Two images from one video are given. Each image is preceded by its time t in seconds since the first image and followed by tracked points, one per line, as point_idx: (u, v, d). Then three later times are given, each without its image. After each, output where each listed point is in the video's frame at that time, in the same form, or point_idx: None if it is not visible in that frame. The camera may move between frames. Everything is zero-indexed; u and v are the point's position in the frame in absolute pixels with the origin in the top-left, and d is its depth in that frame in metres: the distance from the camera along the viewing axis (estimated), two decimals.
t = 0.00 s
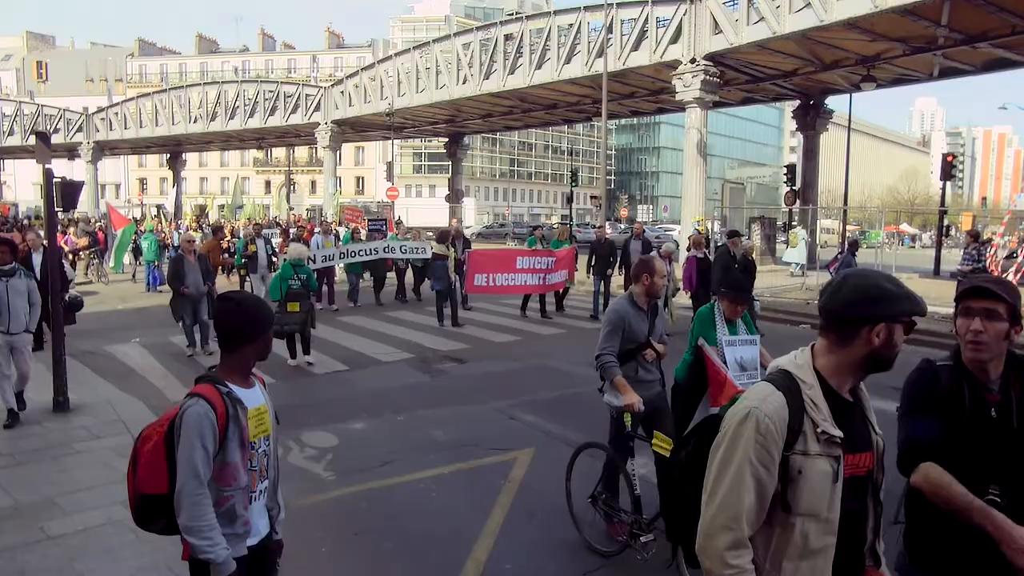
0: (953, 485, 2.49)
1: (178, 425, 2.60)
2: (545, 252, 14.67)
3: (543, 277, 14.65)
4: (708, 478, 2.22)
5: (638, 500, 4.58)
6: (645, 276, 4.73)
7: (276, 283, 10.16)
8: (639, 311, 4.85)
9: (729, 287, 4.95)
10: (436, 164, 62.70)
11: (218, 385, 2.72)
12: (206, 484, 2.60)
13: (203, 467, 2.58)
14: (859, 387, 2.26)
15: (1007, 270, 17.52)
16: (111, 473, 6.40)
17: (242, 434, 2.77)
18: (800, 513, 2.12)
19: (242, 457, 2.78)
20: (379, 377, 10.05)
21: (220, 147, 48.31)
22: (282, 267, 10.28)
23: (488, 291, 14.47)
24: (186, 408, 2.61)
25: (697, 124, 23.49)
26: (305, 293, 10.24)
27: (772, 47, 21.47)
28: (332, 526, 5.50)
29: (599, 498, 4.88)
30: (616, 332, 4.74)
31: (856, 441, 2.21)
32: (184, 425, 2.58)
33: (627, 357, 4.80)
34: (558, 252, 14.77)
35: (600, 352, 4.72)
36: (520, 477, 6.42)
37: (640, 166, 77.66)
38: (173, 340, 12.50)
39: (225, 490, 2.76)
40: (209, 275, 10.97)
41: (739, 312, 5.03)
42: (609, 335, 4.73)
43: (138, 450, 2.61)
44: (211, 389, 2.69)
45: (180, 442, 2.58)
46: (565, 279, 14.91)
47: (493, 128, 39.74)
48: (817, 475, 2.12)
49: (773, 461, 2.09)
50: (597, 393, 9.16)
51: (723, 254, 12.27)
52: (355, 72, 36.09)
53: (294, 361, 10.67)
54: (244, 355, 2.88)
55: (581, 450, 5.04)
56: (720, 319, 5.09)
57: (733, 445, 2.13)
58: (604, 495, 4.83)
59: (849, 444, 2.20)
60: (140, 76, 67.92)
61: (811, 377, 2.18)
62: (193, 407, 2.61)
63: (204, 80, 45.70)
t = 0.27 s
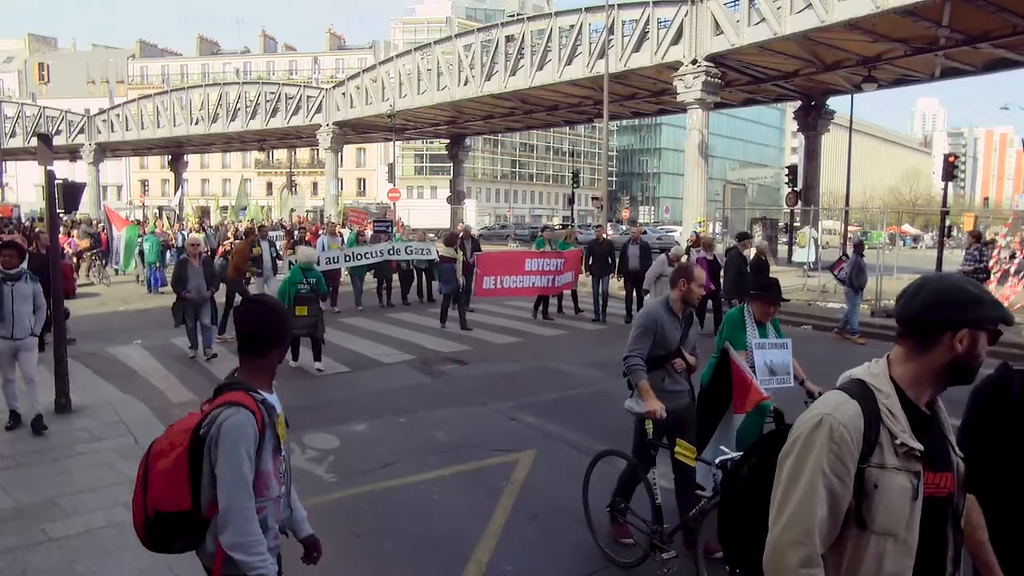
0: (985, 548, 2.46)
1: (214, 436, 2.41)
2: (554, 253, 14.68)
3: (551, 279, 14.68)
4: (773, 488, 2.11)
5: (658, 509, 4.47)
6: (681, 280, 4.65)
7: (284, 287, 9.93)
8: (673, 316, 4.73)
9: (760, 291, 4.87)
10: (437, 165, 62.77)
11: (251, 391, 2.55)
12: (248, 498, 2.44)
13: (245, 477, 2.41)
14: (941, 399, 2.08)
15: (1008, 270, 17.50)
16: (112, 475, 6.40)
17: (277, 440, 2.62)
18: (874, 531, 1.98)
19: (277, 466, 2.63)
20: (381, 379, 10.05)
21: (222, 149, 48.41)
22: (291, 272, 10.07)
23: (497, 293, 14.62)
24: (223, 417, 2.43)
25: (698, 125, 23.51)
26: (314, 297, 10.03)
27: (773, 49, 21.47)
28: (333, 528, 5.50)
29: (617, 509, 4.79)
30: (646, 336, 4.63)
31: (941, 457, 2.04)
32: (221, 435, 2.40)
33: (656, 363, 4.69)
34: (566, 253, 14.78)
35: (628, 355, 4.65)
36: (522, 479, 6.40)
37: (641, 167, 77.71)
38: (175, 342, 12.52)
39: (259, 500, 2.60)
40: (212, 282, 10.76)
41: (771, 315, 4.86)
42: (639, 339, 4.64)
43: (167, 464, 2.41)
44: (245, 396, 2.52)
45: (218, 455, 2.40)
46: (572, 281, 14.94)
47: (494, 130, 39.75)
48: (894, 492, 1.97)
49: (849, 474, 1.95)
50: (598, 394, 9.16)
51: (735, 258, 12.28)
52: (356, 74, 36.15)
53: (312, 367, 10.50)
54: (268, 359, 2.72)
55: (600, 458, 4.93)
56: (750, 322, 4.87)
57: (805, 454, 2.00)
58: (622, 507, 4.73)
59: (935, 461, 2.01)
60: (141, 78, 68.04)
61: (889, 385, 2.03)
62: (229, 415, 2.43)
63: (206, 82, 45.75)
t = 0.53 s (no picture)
0: None
1: (242, 457, 2.19)
2: (558, 256, 14.69)
3: (556, 281, 14.62)
4: (865, 495, 2.07)
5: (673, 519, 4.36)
6: (715, 277, 4.39)
7: (295, 289, 9.84)
8: (705, 316, 4.46)
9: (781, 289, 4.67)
10: (437, 166, 62.77)
11: (274, 404, 2.33)
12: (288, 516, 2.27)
13: (279, 495, 2.24)
14: None
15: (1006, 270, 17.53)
16: (113, 476, 6.40)
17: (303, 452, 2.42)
18: (979, 541, 1.92)
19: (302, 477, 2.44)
20: (381, 380, 10.06)
21: (222, 150, 48.43)
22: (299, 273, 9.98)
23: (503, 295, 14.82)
24: (251, 435, 2.21)
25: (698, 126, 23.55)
26: (324, 300, 9.85)
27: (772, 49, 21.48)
28: (334, 528, 5.51)
29: (629, 513, 4.66)
30: (675, 335, 4.38)
31: None
32: (251, 455, 2.19)
33: (684, 363, 4.43)
34: (571, 256, 14.74)
35: (655, 353, 4.39)
36: (521, 479, 6.42)
37: (641, 167, 77.74)
38: (175, 343, 12.53)
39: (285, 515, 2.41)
40: (217, 283, 10.75)
41: (793, 315, 4.71)
42: (666, 338, 4.38)
43: (191, 487, 2.18)
44: (269, 409, 2.30)
45: (249, 476, 2.19)
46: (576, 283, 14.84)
47: (494, 130, 39.75)
48: (999, 497, 1.90)
49: (953, 478, 1.89)
50: (597, 394, 9.18)
51: (744, 259, 11.85)
52: (356, 75, 36.17)
53: (312, 368, 10.51)
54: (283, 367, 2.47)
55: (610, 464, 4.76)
56: (773, 324, 4.74)
57: (905, 461, 1.93)
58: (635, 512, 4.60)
59: None
60: (141, 79, 68.00)
61: (985, 386, 1.94)
62: (259, 431, 2.21)
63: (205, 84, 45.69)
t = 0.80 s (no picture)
0: None
1: (263, 472, 2.00)
2: (564, 258, 14.74)
3: (561, 283, 14.69)
4: (940, 514, 2.27)
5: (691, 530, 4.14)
6: (738, 283, 4.16)
7: (298, 289, 9.77)
8: (728, 323, 4.24)
9: (802, 293, 4.39)
10: (437, 168, 62.79)
11: (289, 413, 2.15)
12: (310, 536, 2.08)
13: (304, 511, 2.07)
14: None
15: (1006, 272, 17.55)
16: (114, 477, 6.39)
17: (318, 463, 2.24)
18: None
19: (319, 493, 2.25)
20: (381, 381, 10.05)
21: (222, 151, 48.43)
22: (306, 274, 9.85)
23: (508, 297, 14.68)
24: (271, 449, 2.01)
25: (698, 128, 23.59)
26: (328, 302, 9.75)
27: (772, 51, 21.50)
28: (334, 529, 5.50)
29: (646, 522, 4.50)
30: (696, 341, 4.15)
31: None
32: (274, 469, 2.00)
33: (705, 371, 4.18)
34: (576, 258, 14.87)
35: (672, 360, 4.18)
36: (521, 481, 6.41)
37: (641, 169, 77.80)
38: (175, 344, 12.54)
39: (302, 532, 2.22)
40: (222, 285, 10.59)
41: (816, 321, 4.42)
42: (686, 344, 4.16)
43: (209, 506, 1.97)
44: (287, 419, 2.11)
45: (273, 491, 2.00)
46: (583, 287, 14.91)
47: (494, 132, 39.77)
48: None
49: None
50: (597, 396, 9.17)
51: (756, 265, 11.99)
52: (356, 77, 36.18)
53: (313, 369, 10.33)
54: (288, 376, 2.30)
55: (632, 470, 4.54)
56: (794, 332, 4.45)
57: (989, 477, 2.13)
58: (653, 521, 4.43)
59: None
60: (140, 80, 67.99)
61: None
62: (280, 445, 2.02)
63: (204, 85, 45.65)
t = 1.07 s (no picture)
0: None
1: (267, 479, 1.98)
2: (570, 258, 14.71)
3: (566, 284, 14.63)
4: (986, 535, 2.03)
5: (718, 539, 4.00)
6: (759, 287, 4.11)
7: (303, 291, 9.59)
8: (752, 329, 4.15)
9: (830, 294, 4.14)
10: (437, 168, 62.81)
11: (297, 421, 2.13)
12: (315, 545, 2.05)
13: (308, 522, 2.04)
14: None
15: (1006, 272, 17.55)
16: (115, 477, 6.40)
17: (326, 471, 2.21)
18: None
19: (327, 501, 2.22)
20: (381, 381, 10.05)
21: (222, 152, 48.42)
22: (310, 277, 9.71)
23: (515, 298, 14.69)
24: (277, 456, 1.99)
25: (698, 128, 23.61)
26: (332, 306, 9.69)
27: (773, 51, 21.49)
28: (334, 529, 5.50)
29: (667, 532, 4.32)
30: (718, 348, 4.08)
31: None
32: (279, 477, 1.98)
33: (732, 378, 4.14)
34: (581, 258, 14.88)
35: (693, 367, 4.12)
36: (522, 481, 6.41)
37: (642, 169, 77.83)
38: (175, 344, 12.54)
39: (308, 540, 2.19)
40: (228, 289, 10.43)
41: (846, 323, 4.16)
42: (708, 351, 4.09)
43: (215, 512, 1.97)
44: (293, 426, 2.09)
45: (277, 498, 1.98)
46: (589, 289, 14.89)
47: (494, 132, 39.79)
48: None
49: None
50: (597, 396, 9.17)
51: (772, 262, 11.71)
52: (356, 77, 36.19)
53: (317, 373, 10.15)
54: (300, 381, 2.28)
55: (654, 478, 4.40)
56: (822, 335, 4.16)
57: None
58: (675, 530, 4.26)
59: None
60: (141, 80, 68.01)
61: None
62: (286, 453, 2.00)
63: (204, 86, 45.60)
